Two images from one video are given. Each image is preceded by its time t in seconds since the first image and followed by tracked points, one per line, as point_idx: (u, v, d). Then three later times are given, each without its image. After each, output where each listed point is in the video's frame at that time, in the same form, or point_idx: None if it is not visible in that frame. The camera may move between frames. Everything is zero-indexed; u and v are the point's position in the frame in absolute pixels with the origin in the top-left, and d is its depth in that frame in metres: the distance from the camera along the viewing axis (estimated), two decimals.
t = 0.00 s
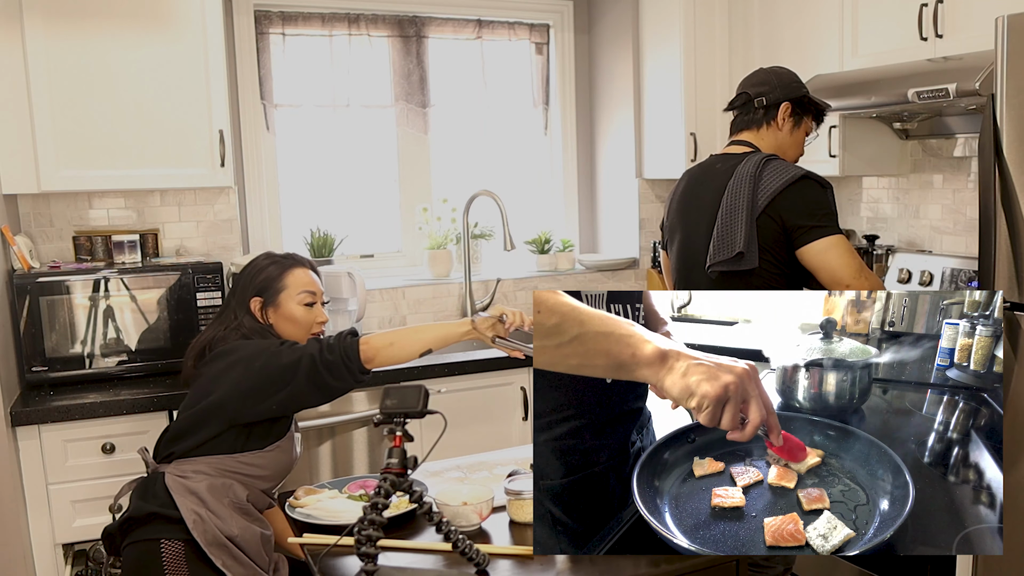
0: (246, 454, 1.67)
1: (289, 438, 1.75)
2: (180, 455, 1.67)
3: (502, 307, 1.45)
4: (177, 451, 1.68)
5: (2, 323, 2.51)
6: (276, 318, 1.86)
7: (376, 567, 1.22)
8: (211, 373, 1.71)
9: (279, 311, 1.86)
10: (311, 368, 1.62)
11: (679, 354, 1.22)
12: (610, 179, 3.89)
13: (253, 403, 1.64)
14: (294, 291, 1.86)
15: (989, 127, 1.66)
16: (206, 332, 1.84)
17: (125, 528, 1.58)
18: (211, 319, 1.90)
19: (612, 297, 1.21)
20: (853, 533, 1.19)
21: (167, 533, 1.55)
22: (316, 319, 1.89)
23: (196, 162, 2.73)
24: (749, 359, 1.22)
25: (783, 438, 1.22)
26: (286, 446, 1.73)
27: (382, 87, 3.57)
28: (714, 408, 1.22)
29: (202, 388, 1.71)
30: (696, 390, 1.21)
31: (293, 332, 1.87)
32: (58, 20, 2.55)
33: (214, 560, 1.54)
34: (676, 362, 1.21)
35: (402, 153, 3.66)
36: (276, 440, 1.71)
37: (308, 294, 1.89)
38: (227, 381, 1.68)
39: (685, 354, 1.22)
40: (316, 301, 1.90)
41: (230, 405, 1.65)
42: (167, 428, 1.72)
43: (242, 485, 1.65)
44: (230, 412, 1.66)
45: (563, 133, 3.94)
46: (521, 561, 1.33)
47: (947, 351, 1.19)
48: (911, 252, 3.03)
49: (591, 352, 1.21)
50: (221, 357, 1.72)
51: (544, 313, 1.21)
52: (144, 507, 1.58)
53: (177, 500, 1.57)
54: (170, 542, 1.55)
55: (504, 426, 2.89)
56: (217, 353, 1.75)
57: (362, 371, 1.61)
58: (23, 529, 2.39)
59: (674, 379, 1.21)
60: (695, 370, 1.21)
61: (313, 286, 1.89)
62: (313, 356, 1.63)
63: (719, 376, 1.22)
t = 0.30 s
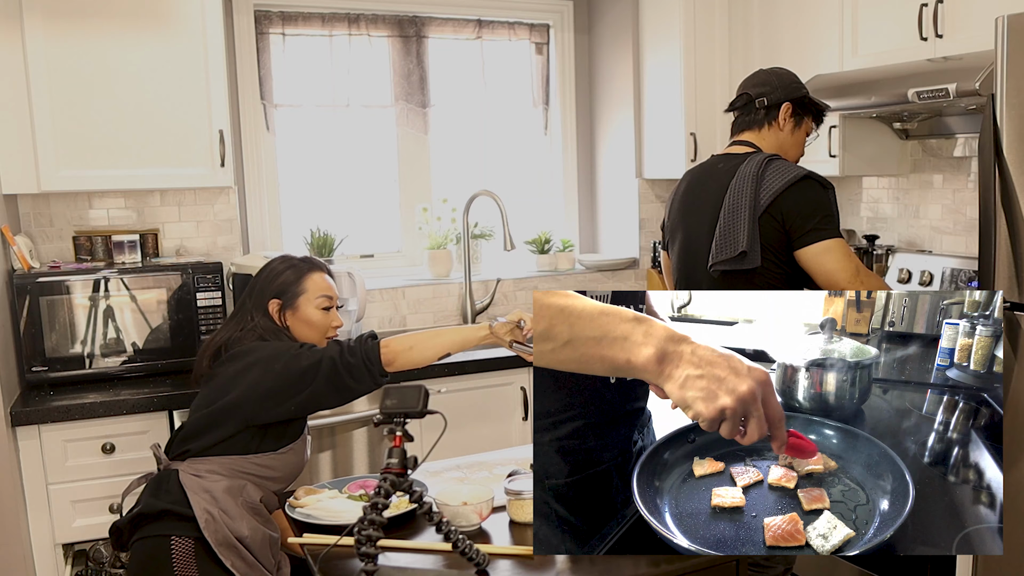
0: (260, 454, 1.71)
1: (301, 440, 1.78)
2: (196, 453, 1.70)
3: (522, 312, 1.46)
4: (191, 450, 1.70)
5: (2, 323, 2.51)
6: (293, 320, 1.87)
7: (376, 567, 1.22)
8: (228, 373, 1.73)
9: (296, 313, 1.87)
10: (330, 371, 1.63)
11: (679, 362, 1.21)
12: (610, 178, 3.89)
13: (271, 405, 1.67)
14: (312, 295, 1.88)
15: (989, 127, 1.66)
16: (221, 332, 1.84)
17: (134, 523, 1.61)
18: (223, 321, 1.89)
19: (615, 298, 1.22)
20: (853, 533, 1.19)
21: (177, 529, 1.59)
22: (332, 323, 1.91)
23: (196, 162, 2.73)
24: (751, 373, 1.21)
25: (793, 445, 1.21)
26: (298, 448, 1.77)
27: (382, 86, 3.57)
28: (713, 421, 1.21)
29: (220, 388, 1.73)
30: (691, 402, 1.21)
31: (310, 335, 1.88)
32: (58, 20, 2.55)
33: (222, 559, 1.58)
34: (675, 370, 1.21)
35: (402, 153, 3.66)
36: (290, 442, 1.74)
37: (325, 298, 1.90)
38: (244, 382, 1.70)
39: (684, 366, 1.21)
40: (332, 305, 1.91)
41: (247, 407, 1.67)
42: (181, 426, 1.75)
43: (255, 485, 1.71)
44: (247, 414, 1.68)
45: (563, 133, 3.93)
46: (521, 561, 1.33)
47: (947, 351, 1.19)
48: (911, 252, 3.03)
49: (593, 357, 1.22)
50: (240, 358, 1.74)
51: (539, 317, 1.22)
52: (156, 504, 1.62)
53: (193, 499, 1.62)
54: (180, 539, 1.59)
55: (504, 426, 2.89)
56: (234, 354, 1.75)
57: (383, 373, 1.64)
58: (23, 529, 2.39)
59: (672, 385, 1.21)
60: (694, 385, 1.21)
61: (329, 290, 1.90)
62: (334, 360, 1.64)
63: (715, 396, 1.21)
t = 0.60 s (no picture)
0: (271, 457, 1.81)
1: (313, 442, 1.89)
2: (209, 453, 1.80)
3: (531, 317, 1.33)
4: (204, 449, 1.81)
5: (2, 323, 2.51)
6: (300, 321, 1.92)
7: (376, 567, 1.19)
8: (243, 374, 1.81)
9: (302, 314, 1.92)
10: (346, 373, 1.69)
11: (720, 374, 1.21)
12: (610, 178, 3.89)
13: (286, 409, 1.76)
14: (318, 296, 1.92)
15: (989, 127, 1.66)
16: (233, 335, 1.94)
17: (142, 521, 1.73)
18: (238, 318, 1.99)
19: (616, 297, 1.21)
20: (853, 532, 1.19)
21: (186, 528, 1.71)
22: (339, 322, 1.95)
23: (196, 162, 2.73)
24: (796, 402, 1.21)
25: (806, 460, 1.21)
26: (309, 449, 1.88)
27: (382, 87, 3.57)
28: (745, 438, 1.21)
29: (235, 388, 1.81)
30: (725, 415, 1.21)
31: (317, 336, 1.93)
32: (58, 21, 2.55)
33: (228, 559, 1.70)
34: (715, 383, 1.21)
35: (402, 153, 3.66)
36: (301, 444, 1.84)
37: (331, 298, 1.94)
38: (260, 383, 1.78)
39: (726, 378, 1.21)
40: (339, 305, 1.95)
41: (263, 409, 1.76)
42: (195, 425, 1.84)
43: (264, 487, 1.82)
44: (263, 416, 1.77)
45: (563, 133, 3.93)
46: (521, 561, 1.33)
47: (947, 351, 1.19)
48: (911, 252, 3.03)
49: (599, 352, 1.20)
50: (254, 361, 1.81)
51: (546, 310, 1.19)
52: (167, 502, 1.74)
53: (204, 500, 1.73)
54: (187, 537, 1.70)
55: (504, 426, 2.89)
56: (244, 357, 1.83)
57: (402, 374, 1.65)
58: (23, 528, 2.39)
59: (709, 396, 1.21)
60: (731, 403, 1.21)
61: (336, 290, 1.94)
62: (350, 361, 1.69)
63: (752, 416, 1.21)
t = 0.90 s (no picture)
0: (281, 458, 1.86)
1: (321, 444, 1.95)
2: (220, 452, 1.84)
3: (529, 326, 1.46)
4: (215, 448, 1.84)
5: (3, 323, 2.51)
6: (308, 322, 1.92)
7: (376, 568, 1.18)
8: (255, 376, 1.85)
9: (309, 314, 1.92)
10: (360, 373, 1.77)
11: (705, 389, 1.20)
12: (610, 178, 3.89)
13: (299, 410, 1.81)
14: (325, 295, 1.92)
15: (989, 127, 1.66)
16: (236, 335, 1.91)
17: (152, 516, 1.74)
18: (242, 320, 1.97)
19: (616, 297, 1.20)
20: (853, 532, 1.19)
21: (195, 528, 1.73)
22: (346, 322, 1.94)
23: (197, 162, 2.73)
24: (789, 415, 1.20)
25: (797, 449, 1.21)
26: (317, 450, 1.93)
27: (382, 87, 3.57)
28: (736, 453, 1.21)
29: (247, 389, 1.85)
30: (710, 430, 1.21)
31: (324, 335, 1.92)
32: (58, 20, 2.55)
33: (235, 561, 1.73)
34: (700, 398, 1.20)
35: (401, 153, 3.66)
36: (310, 446, 1.90)
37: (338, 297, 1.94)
38: (273, 384, 1.82)
39: (712, 394, 1.20)
40: (345, 304, 1.95)
41: (276, 410, 1.81)
42: (205, 424, 1.87)
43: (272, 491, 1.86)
44: (276, 417, 1.82)
45: (563, 133, 3.93)
46: (521, 561, 1.33)
47: (947, 351, 1.19)
48: (910, 252, 3.04)
49: (596, 355, 1.20)
50: (266, 362, 1.85)
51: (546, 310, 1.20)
52: (178, 500, 1.75)
53: (217, 501, 1.76)
54: (195, 537, 1.72)
55: (504, 426, 2.89)
56: (257, 360, 1.86)
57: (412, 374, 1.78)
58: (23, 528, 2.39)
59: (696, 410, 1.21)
60: (719, 415, 1.20)
61: (342, 289, 1.94)
62: (365, 362, 1.77)
63: (743, 431, 1.20)
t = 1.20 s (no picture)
0: (294, 460, 1.89)
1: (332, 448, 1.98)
2: (233, 453, 1.86)
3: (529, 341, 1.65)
4: (228, 450, 1.87)
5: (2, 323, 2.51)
6: (318, 322, 1.98)
7: (376, 568, 1.19)
8: (272, 377, 1.87)
9: (320, 315, 1.98)
10: (376, 378, 1.80)
11: (656, 361, 1.20)
12: (610, 179, 3.89)
13: (313, 413, 1.84)
14: (336, 297, 1.98)
15: (989, 127, 1.66)
16: (248, 336, 1.97)
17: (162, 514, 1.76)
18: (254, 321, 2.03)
19: (616, 296, 1.20)
20: (853, 532, 1.18)
21: (206, 527, 1.75)
22: (355, 323, 2.01)
23: (197, 162, 2.73)
24: (728, 357, 1.21)
25: (782, 417, 1.21)
26: (328, 453, 1.96)
27: (382, 87, 3.57)
28: (708, 420, 1.21)
29: (263, 390, 1.87)
30: (681, 405, 1.20)
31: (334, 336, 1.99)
32: (58, 20, 2.55)
33: (243, 561, 1.74)
34: (655, 370, 1.20)
35: (402, 153, 3.66)
36: (321, 449, 1.93)
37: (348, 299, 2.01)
38: (289, 387, 1.84)
39: (664, 362, 1.20)
40: (356, 305, 2.02)
41: (291, 413, 1.84)
42: (218, 425, 1.90)
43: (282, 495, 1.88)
44: (290, 419, 1.84)
45: (563, 133, 3.93)
46: (521, 561, 1.33)
47: (947, 351, 1.18)
48: (910, 252, 3.04)
49: (599, 358, 1.20)
50: (281, 363, 1.88)
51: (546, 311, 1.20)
52: (190, 499, 1.78)
53: (228, 501, 1.79)
54: (205, 535, 1.75)
55: (504, 426, 2.89)
56: (270, 361, 1.89)
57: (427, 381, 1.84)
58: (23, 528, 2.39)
59: (656, 386, 1.20)
60: (678, 385, 1.20)
61: (352, 291, 2.01)
62: (380, 367, 1.80)
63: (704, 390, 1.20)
